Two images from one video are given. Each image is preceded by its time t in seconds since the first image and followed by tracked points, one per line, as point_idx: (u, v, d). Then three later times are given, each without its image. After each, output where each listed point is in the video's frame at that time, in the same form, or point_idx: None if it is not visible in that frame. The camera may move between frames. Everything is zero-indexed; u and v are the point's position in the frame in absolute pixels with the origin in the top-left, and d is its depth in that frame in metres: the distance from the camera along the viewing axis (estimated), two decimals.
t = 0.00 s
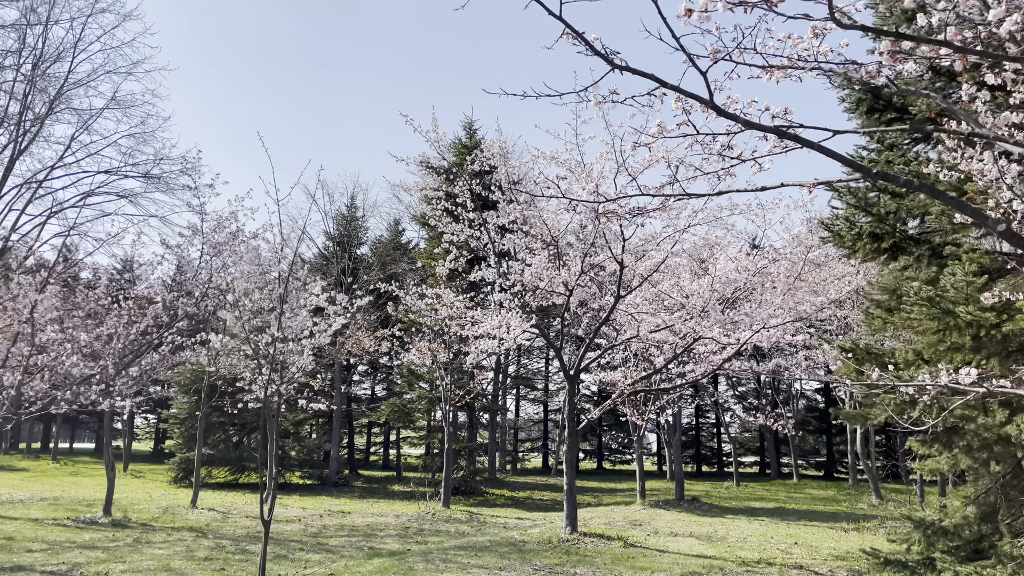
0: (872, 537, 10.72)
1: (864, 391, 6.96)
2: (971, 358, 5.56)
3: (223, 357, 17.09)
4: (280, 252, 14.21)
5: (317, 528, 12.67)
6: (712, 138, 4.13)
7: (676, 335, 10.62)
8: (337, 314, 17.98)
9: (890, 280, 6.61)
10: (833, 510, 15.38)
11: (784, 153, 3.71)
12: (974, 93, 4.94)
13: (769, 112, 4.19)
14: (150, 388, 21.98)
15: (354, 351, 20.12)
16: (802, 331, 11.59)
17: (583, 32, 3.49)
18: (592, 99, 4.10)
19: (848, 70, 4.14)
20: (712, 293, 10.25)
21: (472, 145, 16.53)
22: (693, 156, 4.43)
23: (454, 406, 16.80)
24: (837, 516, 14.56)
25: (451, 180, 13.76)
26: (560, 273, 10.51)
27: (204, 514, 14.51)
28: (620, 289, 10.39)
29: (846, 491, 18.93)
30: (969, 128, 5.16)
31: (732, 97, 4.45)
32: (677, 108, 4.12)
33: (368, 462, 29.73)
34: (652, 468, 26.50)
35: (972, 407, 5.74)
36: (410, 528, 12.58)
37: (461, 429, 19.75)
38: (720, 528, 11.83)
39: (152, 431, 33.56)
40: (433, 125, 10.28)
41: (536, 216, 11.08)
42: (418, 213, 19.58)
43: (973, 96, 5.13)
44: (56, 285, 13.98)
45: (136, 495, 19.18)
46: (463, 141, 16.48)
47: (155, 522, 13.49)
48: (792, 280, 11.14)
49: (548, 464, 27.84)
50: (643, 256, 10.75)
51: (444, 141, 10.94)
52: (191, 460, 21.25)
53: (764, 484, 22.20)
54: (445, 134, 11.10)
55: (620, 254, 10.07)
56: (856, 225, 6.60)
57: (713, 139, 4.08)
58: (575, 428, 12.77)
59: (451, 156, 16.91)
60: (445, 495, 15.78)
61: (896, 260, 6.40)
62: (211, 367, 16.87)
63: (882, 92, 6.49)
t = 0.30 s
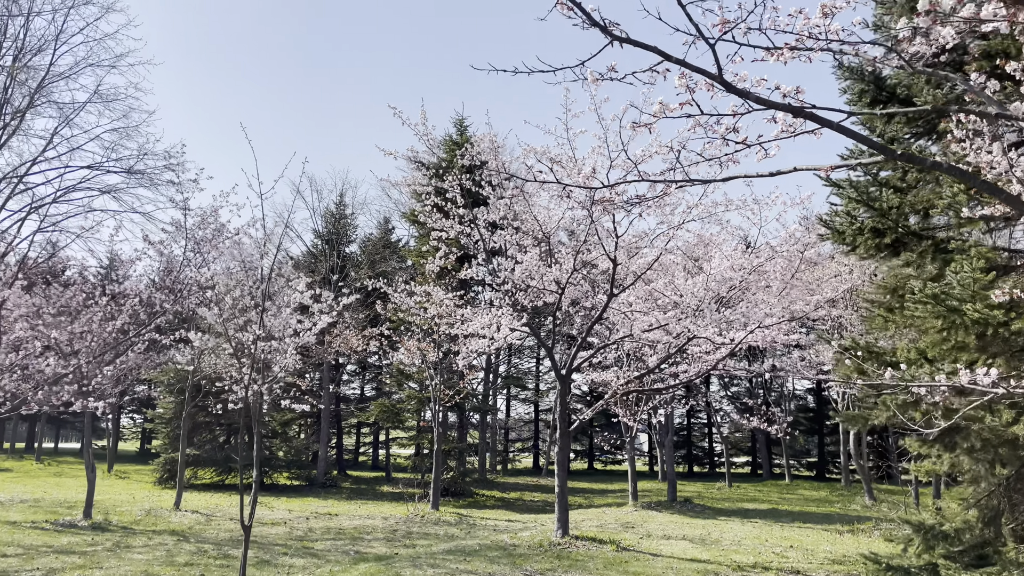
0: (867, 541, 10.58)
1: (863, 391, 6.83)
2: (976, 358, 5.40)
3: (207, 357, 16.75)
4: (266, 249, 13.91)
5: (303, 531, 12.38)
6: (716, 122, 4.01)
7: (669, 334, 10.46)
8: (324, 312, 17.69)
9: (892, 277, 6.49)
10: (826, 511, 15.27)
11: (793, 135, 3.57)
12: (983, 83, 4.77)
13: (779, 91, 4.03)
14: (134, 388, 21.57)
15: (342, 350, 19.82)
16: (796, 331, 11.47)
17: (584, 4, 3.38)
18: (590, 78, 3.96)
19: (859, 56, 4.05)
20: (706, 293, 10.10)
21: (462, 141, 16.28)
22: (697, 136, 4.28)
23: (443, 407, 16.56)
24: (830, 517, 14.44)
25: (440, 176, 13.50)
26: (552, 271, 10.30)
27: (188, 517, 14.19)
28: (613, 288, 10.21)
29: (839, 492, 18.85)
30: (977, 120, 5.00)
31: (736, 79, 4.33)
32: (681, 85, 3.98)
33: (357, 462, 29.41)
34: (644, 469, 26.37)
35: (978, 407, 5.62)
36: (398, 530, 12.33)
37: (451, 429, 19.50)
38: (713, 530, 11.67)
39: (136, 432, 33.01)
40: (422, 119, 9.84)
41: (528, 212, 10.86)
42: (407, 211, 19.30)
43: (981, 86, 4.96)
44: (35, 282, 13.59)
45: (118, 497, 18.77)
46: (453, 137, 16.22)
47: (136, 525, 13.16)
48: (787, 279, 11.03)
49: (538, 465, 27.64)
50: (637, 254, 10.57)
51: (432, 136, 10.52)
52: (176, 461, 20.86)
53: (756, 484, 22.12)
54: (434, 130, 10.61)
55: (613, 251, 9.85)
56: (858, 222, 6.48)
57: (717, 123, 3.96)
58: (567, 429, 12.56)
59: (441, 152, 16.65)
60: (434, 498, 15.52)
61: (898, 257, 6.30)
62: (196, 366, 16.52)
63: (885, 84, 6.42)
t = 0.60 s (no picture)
0: (872, 542, 10.44)
1: (874, 389, 6.70)
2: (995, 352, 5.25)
3: (199, 354, 16.46)
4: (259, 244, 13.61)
5: (296, 531, 12.13)
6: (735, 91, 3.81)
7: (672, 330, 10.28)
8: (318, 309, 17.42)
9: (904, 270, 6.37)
10: (827, 511, 15.09)
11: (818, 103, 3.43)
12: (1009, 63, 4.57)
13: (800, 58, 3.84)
14: (125, 386, 21.27)
15: (337, 348, 19.56)
16: (799, 328, 11.32)
17: None
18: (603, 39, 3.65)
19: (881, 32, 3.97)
20: (709, 289, 9.94)
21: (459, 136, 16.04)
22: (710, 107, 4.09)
23: (440, 405, 16.34)
24: (831, 517, 14.27)
25: (437, 170, 13.25)
26: (552, 265, 10.10)
27: (179, 517, 13.92)
28: (615, 283, 10.03)
29: (838, 492, 18.70)
30: (999, 103, 4.82)
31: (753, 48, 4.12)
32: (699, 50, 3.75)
33: (352, 462, 29.17)
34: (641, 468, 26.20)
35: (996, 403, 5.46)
36: (394, 530, 12.09)
37: (448, 428, 19.25)
38: (714, 530, 11.52)
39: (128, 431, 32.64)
40: (419, 111, 9.52)
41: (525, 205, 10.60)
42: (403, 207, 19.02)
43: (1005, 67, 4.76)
44: (21, 278, 13.27)
45: (107, 497, 18.43)
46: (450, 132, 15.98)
47: (125, 525, 12.87)
48: (791, 275, 10.87)
49: (535, 464, 27.45)
50: (638, 248, 10.38)
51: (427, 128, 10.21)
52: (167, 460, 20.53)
53: (755, 484, 21.99)
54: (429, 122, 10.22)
55: (614, 244, 9.64)
56: (869, 212, 6.49)
57: (737, 93, 3.72)
58: (566, 427, 12.37)
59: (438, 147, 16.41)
60: (431, 497, 15.29)
61: (912, 248, 6.22)
62: (187, 364, 16.23)
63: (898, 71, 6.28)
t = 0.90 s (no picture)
0: (879, 544, 10.26)
1: (887, 388, 6.54)
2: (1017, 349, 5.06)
3: (193, 353, 16.21)
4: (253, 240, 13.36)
5: (291, 533, 11.90)
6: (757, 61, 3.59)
7: (676, 328, 10.08)
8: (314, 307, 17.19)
9: (920, 266, 6.20)
10: (830, 513, 14.90)
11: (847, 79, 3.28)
12: None
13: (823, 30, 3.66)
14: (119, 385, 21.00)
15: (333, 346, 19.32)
16: (805, 326, 11.14)
17: None
18: (620, 0, 3.36)
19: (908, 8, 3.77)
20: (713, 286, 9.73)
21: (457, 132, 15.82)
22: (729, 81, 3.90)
23: (438, 405, 16.12)
24: (835, 519, 14.09)
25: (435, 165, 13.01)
26: (553, 261, 9.89)
27: (172, 518, 13.69)
28: (617, 280, 9.82)
29: (840, 493, 18.51)
30: None
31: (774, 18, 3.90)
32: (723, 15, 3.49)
33: (349, 462, 28.94)
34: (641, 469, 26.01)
35: (1017, 403, 5.28)
36: (391, 532, 11.87)
37: (446, 428, 19.03)
38: (718, 532, 11.33)
39: (124, 431, 32.40)
40: (416, 102, 9.23)
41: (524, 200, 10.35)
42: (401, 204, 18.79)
43: None
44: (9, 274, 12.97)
45: (100, 498, 18.16)
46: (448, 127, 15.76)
47: (118, 527, 12.63)
48: (798, 271, 10.52)
49: (534, 464, 27.25)
50: (641, 245, 10.17)
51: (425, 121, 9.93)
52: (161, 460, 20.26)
53: (756, 484, 21.83)
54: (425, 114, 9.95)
55: (615, 239, 9.44)
56: (883, 205, 6.29)
57: (762, 65, 3.51)
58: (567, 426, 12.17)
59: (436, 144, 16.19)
60: (428, 498, 15.05)
61: (928, 242, 6.07)
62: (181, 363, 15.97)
63: (915, 57, 6.05)
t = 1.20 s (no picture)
0: (882, 547, 10.05)
1: (896, 385, 6.36)
2: None
3: (183, 352, 15.93)
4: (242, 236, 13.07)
5: (283, 535, 11.67)
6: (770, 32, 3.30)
7: (675, 326, 9.90)
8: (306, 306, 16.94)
9: (927, 261, 6.02)
10: (830, 514, 14.70)
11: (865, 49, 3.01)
12: None
13: None
14: (110, 385, 20.72)
15: (327, 345, 19.06)
16: (805, 325, 10.96)
17: None
18: None
19: None
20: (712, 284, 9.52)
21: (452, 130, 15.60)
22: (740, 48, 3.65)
23: (432, 405, 15.90)
24: (836, 520, 13.86)
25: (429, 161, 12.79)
26: (549, 257, 9.67)
27: (161, 520, 13.42)
28: (615, 276, 9.62)
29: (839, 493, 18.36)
30: None
31: None
32: None
33: (344, 462, 28.69)
34: (638, 469, 25.82)
35: None
36: (384, 534, 11.64)
37: (442, 428, 18.79)
38: (717, 534, 11.13)
39: (117, 431, 32.14)
40: (408, 93, 8.98)
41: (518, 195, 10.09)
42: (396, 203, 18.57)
43: None
44: None
45: (89, 498, 17.86)
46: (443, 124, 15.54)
47: (104, 529, 12.36)
48: (798, 270, 10.24)
49: (530, 465, 27.05)
50: (639, 241, 9.96)
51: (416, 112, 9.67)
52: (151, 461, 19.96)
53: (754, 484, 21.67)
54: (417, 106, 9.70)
55: (613, 235, 9.22)
56: (889, 198, 6.11)
57: (773, 34, 3.24)
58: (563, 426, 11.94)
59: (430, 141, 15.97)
60: (423, 499, 14.83)
61: (936, 236, 5.90)
62: (170, 362, 15.71)
63: (921, 46, 5.84)
